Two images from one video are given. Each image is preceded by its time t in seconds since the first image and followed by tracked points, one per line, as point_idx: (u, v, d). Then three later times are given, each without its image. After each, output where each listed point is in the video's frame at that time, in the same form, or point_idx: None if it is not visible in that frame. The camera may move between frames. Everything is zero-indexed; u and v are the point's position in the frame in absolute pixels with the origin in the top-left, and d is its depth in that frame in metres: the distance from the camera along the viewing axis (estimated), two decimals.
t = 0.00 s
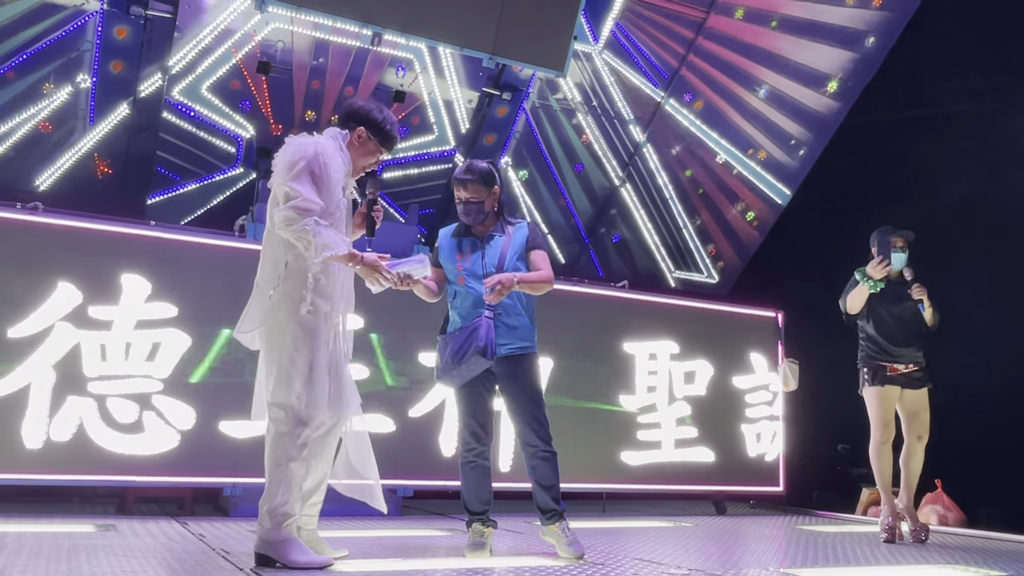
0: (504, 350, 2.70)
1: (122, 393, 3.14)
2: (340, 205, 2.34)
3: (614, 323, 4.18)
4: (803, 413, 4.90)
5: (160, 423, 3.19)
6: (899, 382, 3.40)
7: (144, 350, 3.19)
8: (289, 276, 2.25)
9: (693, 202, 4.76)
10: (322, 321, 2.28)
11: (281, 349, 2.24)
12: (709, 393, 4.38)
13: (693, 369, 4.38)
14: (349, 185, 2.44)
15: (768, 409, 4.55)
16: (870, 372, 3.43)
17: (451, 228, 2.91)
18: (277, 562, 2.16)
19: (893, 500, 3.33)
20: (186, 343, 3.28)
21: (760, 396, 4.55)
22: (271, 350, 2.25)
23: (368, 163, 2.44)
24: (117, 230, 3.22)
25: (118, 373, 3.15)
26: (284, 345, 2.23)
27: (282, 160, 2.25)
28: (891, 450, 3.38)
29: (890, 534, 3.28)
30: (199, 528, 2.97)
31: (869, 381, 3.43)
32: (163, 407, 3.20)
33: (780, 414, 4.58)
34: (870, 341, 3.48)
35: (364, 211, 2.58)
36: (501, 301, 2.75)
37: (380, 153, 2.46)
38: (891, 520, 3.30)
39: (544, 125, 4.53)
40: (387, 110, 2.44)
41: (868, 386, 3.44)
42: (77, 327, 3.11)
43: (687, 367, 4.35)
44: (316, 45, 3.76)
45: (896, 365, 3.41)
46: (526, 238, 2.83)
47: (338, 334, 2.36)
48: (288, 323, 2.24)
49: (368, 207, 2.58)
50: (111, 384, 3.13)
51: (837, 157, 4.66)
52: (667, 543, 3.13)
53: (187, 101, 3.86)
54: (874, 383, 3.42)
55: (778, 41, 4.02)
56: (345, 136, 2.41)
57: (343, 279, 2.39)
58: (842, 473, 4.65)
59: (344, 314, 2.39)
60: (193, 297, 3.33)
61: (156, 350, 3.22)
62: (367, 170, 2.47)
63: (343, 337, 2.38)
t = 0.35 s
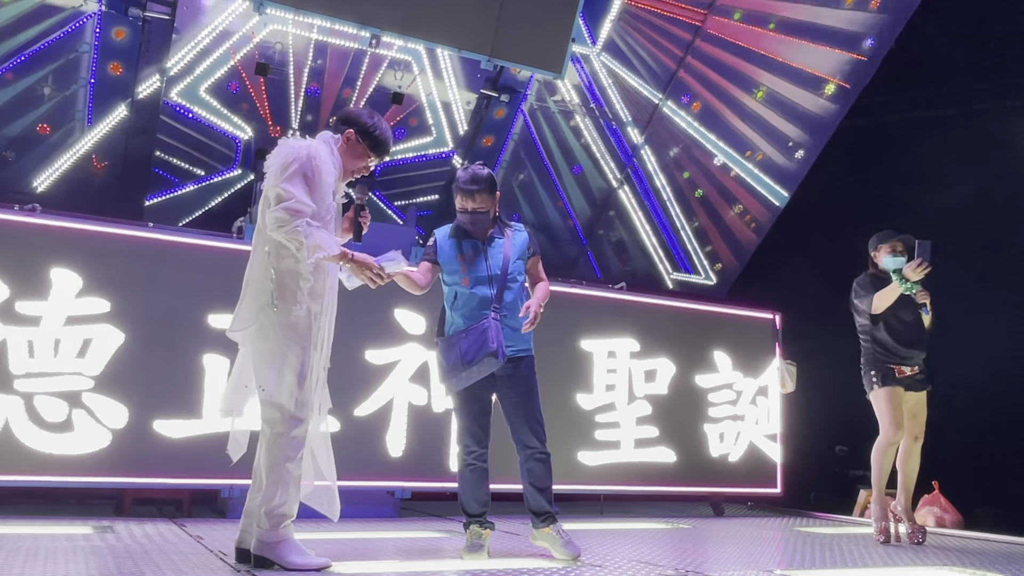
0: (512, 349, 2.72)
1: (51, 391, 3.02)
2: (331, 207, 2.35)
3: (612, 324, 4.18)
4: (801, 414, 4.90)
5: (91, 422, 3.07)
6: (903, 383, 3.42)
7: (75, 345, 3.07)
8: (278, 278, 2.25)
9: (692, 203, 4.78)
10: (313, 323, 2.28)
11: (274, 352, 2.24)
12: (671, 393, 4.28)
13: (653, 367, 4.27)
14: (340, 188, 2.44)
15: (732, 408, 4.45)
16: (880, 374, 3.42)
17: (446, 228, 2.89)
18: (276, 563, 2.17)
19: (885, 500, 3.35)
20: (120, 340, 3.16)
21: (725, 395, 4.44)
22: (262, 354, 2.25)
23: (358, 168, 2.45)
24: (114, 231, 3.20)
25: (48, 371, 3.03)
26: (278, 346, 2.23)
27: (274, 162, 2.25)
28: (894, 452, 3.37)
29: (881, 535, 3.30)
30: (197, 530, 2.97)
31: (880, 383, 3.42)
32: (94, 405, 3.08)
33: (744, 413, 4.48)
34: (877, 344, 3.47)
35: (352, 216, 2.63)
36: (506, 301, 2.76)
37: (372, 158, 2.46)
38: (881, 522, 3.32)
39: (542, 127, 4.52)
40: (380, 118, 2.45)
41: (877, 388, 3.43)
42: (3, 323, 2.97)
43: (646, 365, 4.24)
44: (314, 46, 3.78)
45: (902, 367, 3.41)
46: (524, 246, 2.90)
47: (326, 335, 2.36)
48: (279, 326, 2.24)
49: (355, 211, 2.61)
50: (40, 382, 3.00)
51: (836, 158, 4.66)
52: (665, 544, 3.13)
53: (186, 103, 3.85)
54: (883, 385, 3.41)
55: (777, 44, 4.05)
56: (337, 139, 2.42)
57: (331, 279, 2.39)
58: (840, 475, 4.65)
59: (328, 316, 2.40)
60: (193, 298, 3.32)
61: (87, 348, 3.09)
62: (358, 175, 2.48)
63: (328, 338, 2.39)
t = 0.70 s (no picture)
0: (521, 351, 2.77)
1: None
2: (319, 214, 2.34)
3: (605, 323, 4.19)
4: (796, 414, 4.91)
5: (9, 419, 2.97)
6: (892, 382, 3.43)
7: None
8: (268, 281, 2.23)
9: (687, 204, 4.79)
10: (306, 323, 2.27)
11: (269, 352, 2.23)
12: (627, 389, 4.20)
13: (608, 363, 4.18)
14: (332, 193, 2.43)
15: (691, 405, 4.35)
16: (872, 371, 3.41)
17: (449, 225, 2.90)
18: (271, 563, 2.17)
19: (865, 502, 3.33)
20: (42, 335, 3.07)
21: (683, 391, 4.35)
22: (257, 354, 2.24)
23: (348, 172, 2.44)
24: (109, 232, 3.22)
25: None
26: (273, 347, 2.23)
27: (262, 170, 2.26)
28: (870, 453, 3.38)
29: (865, 538, 3.26)
30: (191, 530, 2.97)
31: (870, 381, 3.42)
32: (13, 402, 2.99)
33: (703, 411, 4.37)
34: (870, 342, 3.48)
35: (343, 219, 2.61)
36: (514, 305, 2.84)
37: (365, 162, 2.45)
38: (862, 525, 3.28)
39: (539, 129, 4.54)
40: (374, 122, 2.44)
41: (867, 385, 3.43)
42: None
43: (600, 361, 4.15)
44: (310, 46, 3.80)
45: (892, 365, 3.43)
46: (526, 251, 2.95)
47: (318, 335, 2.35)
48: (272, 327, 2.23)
49: (347, 215, 2.60)
50: None
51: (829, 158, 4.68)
52: (661, 544, 3.13)
53: (181, 102, 3.86)
54: (875, 382, 3.41)
55: (772, 45, 4.05)
56: (329, 144, 2.42)
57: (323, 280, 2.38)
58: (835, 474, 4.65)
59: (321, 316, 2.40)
60: (189, 296, 3.34)
61: (6, 341, 3.00)
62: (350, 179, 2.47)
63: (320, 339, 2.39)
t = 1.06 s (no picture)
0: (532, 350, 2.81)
1: None
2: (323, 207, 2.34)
3: (600, 322, 4.20)
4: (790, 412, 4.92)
5: None
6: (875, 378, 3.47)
7: None
8: (276, 277, 2.23)
9: (680, 201, 4.78)
10: (308, 322, 2.27)
11: (267, 348, 2.22)
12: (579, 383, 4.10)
13: (561, 357, 4.09)
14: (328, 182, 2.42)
15: (648, 400, 4.27)
16: (857, 366, 3.43)
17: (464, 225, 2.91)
18: (251, 560, 2.17)
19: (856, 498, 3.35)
20: None
21: (640, 386, 4.27)
22: (253, 350, 2.23)
23: (341, 159, 2.43)
24: (102, 229, 3.21)
25: None
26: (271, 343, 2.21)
27: (265, 167, 2.24)
28: (855, 451, 3.42)
29: (857, 535, 3.27)
30: (184, 529, 2.96)
31: (855, 376, 3.42)
32: None
33: (660, 406, 4.29)
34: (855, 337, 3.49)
35: (343, 207, 2.56)
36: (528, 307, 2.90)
37: (353, 148, 2.45)
38: (854, 522, 3.30)
39: (532, 127, 4.52)
40: (358, 105, 2.44)
41: (852, 381, 3.43)
42: None
43: (553, 356, 4.06)
44: (303, 43, 3.76)
45: (875, 361, 3.49)
46: (537, 253, 2.99)
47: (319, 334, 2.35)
48: (274, 323, 2.22)
49: (346, 203, 2.55)
50: None
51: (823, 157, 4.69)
52: (655, 541, 3.14)
53: (174, 99, 3.84)
54: (860, 378, 3.43)
55: (765, 42, 4.08)
56: (319, 133, 2.40)
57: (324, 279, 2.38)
58: (827, 472, 4.67)
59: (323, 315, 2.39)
60: (183, 294, 3.33)
61: None
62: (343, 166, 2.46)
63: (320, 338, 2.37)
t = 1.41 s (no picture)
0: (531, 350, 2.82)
1: None
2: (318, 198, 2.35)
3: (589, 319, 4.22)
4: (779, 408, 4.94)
5: None
6: (863, 374, 3.49)
7: None
8: (275, 272, 2.25)
9: (670, 198, 4.80)
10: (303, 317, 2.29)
11: (257, 343, 2.23)
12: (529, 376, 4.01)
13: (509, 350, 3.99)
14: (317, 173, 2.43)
15: (600, 394, 4.21)
16: (849, 364, 3.45)
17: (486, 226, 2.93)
18: (239, 557, 2.17)
19: (845, 495, 3.37)
20: None
21: (592, 379, 4.20)
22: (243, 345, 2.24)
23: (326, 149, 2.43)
24: (90, 225, 3.19)
25: None
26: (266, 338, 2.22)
27: (260, 162, 2.23)
28: (844, 447, 3.44)
29: (845, 530, 3.29)
30: (173, 525, 2.96)
31: (847, 373, 3.45)
32: None
33: (612, 399, 4.23)
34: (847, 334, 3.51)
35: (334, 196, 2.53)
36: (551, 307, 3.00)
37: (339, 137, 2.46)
38: (842, 517, 3.32)
39: (523, 122, 4.50)
40: (339, 92, 2.43)
41: (843, 377, 3.46)
42: None
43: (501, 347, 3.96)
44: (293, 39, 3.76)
45: (864, 357, 3.50)
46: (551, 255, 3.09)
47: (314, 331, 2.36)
48: (267, 317, 2.23)
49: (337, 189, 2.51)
50: None
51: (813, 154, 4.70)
52: (643, 537, 3.15)
53: (163, 95, 3.82)
54: (851, 376, 3.45)
55: (758, 40, 4.12)
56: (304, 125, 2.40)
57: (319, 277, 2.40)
58: (816, 467, 4.69)
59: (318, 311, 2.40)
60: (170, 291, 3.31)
61: None
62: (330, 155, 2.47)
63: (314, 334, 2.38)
